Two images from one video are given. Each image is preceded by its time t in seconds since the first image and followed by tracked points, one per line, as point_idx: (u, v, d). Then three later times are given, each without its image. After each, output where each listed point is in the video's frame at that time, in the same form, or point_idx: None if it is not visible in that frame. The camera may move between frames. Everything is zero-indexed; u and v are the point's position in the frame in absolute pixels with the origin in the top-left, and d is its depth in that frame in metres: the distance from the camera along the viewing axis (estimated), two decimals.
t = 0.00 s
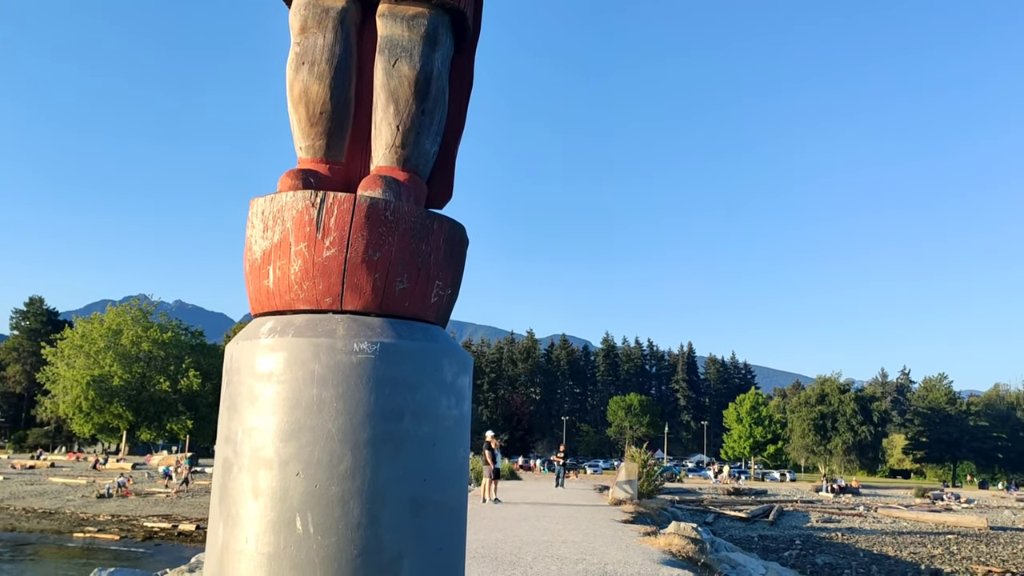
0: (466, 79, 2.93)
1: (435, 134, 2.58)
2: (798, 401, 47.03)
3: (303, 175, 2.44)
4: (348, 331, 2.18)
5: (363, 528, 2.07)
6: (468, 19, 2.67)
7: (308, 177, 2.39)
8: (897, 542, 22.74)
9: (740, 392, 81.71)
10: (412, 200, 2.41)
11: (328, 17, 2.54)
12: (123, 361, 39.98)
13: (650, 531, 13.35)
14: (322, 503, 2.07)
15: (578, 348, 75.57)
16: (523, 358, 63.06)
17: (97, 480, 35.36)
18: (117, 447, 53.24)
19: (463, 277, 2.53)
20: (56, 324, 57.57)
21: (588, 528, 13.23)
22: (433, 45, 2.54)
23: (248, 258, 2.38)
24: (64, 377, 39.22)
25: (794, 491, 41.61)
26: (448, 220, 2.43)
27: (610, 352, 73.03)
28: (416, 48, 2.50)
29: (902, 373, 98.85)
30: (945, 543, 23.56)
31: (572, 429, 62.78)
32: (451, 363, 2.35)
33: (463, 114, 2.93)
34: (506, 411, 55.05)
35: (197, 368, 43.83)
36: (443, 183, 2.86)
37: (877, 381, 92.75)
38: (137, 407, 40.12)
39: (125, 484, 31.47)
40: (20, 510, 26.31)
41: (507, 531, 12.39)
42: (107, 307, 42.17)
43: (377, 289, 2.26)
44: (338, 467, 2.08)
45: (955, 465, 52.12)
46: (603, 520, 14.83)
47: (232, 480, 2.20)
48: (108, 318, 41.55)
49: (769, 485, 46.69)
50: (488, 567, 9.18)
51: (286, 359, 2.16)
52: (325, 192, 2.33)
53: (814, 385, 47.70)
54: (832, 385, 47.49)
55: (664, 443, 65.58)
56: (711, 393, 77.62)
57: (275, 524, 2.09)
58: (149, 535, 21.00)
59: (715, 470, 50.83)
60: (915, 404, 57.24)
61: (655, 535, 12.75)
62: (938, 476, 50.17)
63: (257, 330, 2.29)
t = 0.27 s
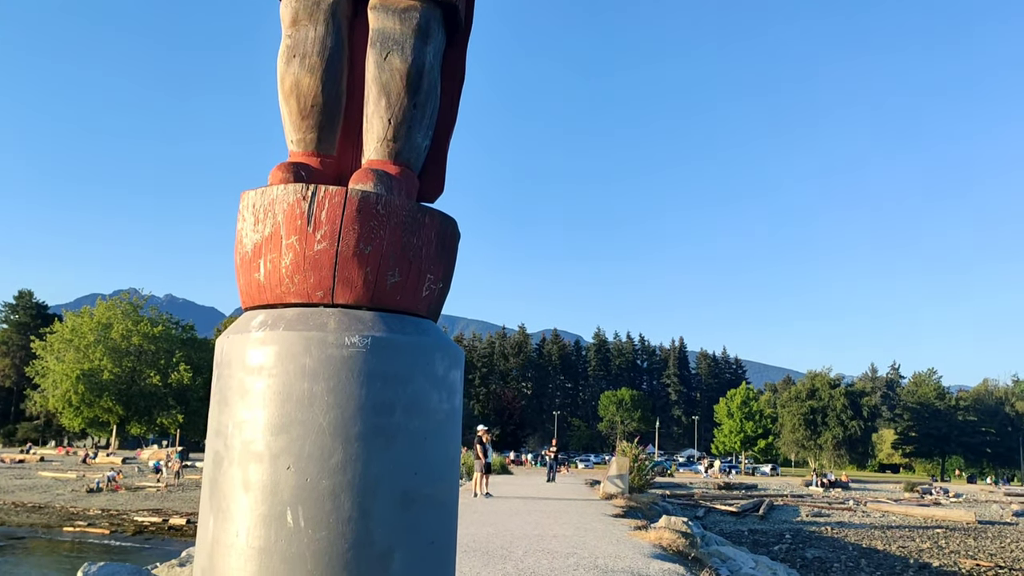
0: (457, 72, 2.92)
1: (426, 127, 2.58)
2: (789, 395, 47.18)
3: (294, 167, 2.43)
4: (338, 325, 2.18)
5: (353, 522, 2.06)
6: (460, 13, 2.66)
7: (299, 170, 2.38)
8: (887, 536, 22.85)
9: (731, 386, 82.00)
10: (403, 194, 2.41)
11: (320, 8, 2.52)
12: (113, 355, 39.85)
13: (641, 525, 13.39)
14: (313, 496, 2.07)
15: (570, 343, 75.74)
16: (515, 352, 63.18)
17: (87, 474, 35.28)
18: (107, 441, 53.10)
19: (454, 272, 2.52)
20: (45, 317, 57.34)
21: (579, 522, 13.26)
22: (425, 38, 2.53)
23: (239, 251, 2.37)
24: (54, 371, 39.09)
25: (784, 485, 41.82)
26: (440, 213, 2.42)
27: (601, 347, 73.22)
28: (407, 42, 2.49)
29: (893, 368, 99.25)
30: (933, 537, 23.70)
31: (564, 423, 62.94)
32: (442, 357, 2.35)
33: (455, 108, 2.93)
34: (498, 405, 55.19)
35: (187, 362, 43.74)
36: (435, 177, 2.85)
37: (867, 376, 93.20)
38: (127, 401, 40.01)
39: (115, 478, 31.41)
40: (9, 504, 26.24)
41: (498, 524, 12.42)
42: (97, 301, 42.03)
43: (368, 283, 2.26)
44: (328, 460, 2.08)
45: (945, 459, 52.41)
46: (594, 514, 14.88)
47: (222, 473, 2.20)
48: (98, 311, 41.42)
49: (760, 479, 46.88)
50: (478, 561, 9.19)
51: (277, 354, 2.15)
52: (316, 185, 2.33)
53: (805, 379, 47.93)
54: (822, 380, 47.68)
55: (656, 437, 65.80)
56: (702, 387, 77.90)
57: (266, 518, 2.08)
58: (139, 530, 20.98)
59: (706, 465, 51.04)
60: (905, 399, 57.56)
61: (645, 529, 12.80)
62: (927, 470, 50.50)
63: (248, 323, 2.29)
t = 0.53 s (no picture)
0: (450, 65, 2.92)
1: (418, 121, 2.57)
2: (780, 391, 47.33)
3: (287, 161, 2.42)
4: (331, 318, 2.17)
5: (345, 517, 2.06)
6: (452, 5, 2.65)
7: (291, 163, 2.38)
8: (877, 530, 22.98)
9: (722, 381, 82.23)
10: (396, 188, 2.40)
11: (310, 2, 2.51)
12: (104, 349, 39.70)
13: (632, 519, 13.42)
14: (305, 490, 2.07)
15: (563, 338, 75.83)
16: (507, 347, 63.24)
17: (78, 469, 35.15)
18: (98, 435, 52.92)
19: (446, 266, 2.52)
20: (35, 311, 57.04)
21: (571, 517, 13.28)
22: (418, 31, 2.52)
23: (230, 246, 2.36)
24: (44, 365, 38.91)
25: (775, 480, 42.01)
26: (433, 208, 2.42)
27: (594, 342, 73.33)
28: (400, 35, 2.48)
29: (883, 362, 99.72)
30: (923, 531, 23.82)
31: (556, 418, 63.01)
32: (435, 352, 2.35)
33: (447, 102, 2.92)
34: (490, 400, 55.22)
35: (179, 356, 43.58)
36: (427, 171, 2.84)
37: (858, 371, 93.60)
38: (118, 396, 39.86)
39: (106, 473, 31.31)
40: None
41: (490, 519, 12.44)
42: (87, 295, 41.85)
43: (361, 278, 2.26)
44: (321, 455, 2.07)
45: (934, 454, 52.72)
46: (585, 508, 14.92)
47: (215, 467, 2.19)
48: (88, 306, 41.27)
49: (751, 474, 47.05)
50: (470, 555, 9.21)
51: (269, 347, 2.15)
52: (307, 177, 2.32)
53: (796, 375, 48.08)
54: (813, 375, 47.86)
55: (647, 432, 66.00)
56: (694, 382, 78.19)
57: (258, 512, 2.08)
58: (130, 525, 20.93)
59: (698, 460, 51.18)
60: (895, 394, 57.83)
61: (637, 523, 12.82)
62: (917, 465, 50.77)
63: (240, 317, 2.27)
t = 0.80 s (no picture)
0: (445, 58, 2.91)
1: (411, 115, 2.57)
2: (773, 386, 47.50)
3: (279, 154, 2.41)
4: (323, 313, 2.17)
5: (337, 511, 2.06)
6: None
7: (284, 157, 2.37)
8: (868, 525, 23.09)
9: (715, 377, 82.44)
10: (389, 181, 2.40)
11: None
12: (96, 344, 39.58)
13: (625, 514, 13.45)
14: (297, 485, 2.06)
15: (556, 334, 75.90)
16: (500, 342, 63.29)
17: (70, 464, 35.08)
18: (90, 430, 52.80)
19: (439, 260, 2.52)
20: (27, 305, 56.87)
21: (563, 512, 13.31)
22: (410, 26, 2.52)
23: (222, 239, 2.35)
24: (36, 360, 38.78)
25: (768, 475, 42.14)
26: (425, 202, 2.42)
27: (587, 337, 73.42)
28: (392, 29, 2.48)
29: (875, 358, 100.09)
30: (914, 525, 23.94)
31: (548, 413, 63.07)
32: (428, 345, 2.35)
33: (441, 96, 2.92)
34: (483, 395, 55.27)
35: (171, 351, 43.47)
36: (421, 165, 2.84)
37: (850, 366, 93.93)
38: (110, 390, 39.75)
39: (98, 468, 31.25)
40: None
41: (483, 514, 12.45)
42: (79, 289, 41.73)
43: (353, 272, 2.25)
44: (313, 450, 2.07)
45: (925, 449, 53.00)
46: (578, 503, 14.95)
47: (206, 462, 2.19)
48: (80, 300, 41.16)
49: (743, 469, 47.20)
50: (463, 550, 9.22)
51: (261, 342, 2.15)
52: (300, 172, 2.31)
53: (789, 370, 48.21)
54: (805, 370, 48.03)
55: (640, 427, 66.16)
56: (687, 378, 78.33)
57: (250, 506, 2.08)
58: (122, 519, 20.90)
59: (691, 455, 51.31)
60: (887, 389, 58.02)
61: (630, 518, 12.85)
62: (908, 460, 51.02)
63: (232, 311, 2.27)
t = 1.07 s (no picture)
0: (437, 53, 2.90)
1: (404, 109, 2.56)
2: (766, 381, 47.65)
3: (271, 149, 2.41)
4: (315, 307, 2.17)
5: (329, 506, 2.06)
6: None
7: (275, 152, 2.36)
8: (860, 520, 23.17)
9: (708, 372, 82.71)
10: (382, 176, 2.39)
11: None
12: (89, 339, 39.49)
13: (618, 509, 13.48)
14: (289, 480, 2.06)
15: (549, 329, 76.03)
16: (493, 338, 63.40)
17: (62, 459, 35.02)
18: (82, 425, 52.66)
19: (432, 255, 2.51)
20: (19, 300, 56.70)
21: (556, 507, 13.33)
22: (403, 20, 2.51)
23: (213, 234, 2.34)
24: (28, 355, 38.67)
25: (760, 470, 42.30)
26: (418, 197, 2.41)
27: (580, 333, 73.57)
28: (386, 24, 2.47)
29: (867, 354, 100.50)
30: (905, 520, 24.06)
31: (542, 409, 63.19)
32: (421, 341, 2.34)
33: (434, 91, 2.90)
34: (476, 391, 55.35)
35: (164, 346, 43.38)
36: (413, 159, 2.82)
37: (842, 362, 94.31)
38: (102, 385, 39.65)
39: (90, 463, 31.20)
40: None
41: (476, 509, 12.47)
42: (71, 284, 41.63)
43: (346, 267, 2.25)
44: (305, 444, 2.07)
45: (917, 445, 53.28)
46: (571, 499, 14.96)
47: (198, 456, 2.18)
48: (72, 295, 41.08)
49: (736, 464, 47.37)
50: (455, 545, 9.23)
51: (253, 336, 2.14)
52: (292, 166, 2.31)
53: (781, 365, 48.37)
54: (798, 366, 48.19)
55: (633, 423, 66.37)
56: (680, 373, 78.56)
57: (243, 501, 2.07)
58: (115, 515, 20.87)
59: (683, 450, 51.48)
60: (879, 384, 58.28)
61: (623, 513, 12.88)
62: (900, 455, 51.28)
63: (224, 306, 2.27)
